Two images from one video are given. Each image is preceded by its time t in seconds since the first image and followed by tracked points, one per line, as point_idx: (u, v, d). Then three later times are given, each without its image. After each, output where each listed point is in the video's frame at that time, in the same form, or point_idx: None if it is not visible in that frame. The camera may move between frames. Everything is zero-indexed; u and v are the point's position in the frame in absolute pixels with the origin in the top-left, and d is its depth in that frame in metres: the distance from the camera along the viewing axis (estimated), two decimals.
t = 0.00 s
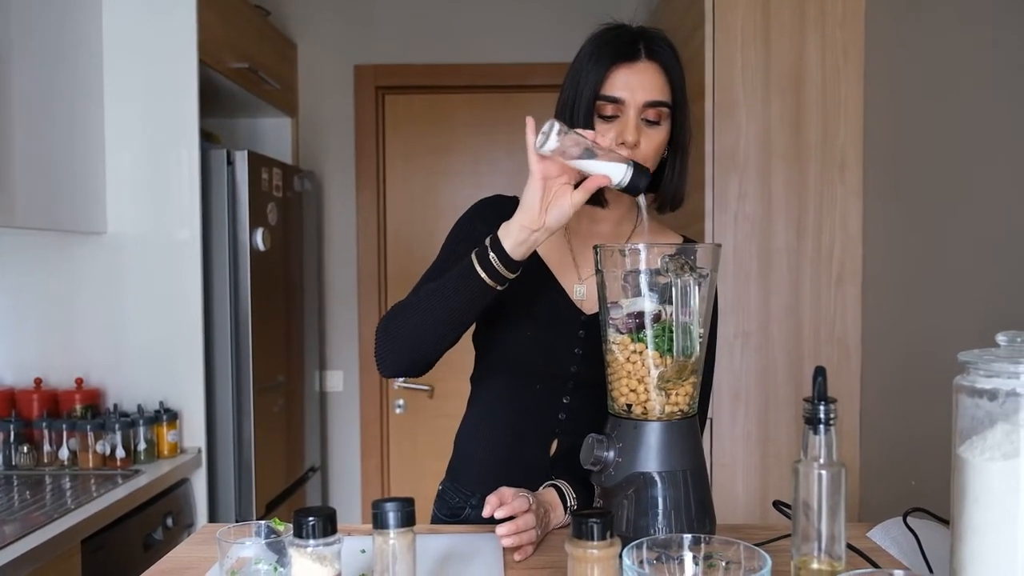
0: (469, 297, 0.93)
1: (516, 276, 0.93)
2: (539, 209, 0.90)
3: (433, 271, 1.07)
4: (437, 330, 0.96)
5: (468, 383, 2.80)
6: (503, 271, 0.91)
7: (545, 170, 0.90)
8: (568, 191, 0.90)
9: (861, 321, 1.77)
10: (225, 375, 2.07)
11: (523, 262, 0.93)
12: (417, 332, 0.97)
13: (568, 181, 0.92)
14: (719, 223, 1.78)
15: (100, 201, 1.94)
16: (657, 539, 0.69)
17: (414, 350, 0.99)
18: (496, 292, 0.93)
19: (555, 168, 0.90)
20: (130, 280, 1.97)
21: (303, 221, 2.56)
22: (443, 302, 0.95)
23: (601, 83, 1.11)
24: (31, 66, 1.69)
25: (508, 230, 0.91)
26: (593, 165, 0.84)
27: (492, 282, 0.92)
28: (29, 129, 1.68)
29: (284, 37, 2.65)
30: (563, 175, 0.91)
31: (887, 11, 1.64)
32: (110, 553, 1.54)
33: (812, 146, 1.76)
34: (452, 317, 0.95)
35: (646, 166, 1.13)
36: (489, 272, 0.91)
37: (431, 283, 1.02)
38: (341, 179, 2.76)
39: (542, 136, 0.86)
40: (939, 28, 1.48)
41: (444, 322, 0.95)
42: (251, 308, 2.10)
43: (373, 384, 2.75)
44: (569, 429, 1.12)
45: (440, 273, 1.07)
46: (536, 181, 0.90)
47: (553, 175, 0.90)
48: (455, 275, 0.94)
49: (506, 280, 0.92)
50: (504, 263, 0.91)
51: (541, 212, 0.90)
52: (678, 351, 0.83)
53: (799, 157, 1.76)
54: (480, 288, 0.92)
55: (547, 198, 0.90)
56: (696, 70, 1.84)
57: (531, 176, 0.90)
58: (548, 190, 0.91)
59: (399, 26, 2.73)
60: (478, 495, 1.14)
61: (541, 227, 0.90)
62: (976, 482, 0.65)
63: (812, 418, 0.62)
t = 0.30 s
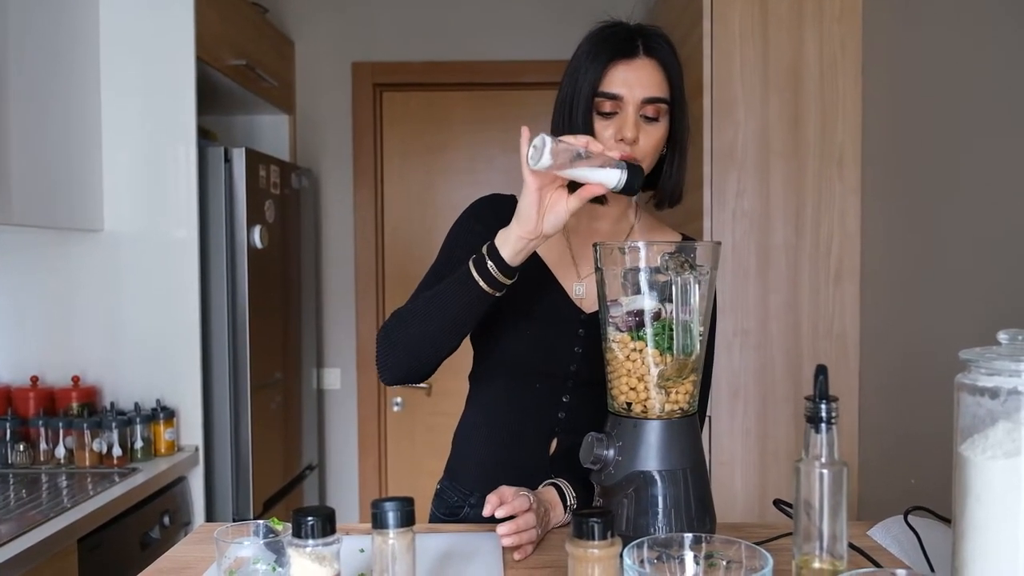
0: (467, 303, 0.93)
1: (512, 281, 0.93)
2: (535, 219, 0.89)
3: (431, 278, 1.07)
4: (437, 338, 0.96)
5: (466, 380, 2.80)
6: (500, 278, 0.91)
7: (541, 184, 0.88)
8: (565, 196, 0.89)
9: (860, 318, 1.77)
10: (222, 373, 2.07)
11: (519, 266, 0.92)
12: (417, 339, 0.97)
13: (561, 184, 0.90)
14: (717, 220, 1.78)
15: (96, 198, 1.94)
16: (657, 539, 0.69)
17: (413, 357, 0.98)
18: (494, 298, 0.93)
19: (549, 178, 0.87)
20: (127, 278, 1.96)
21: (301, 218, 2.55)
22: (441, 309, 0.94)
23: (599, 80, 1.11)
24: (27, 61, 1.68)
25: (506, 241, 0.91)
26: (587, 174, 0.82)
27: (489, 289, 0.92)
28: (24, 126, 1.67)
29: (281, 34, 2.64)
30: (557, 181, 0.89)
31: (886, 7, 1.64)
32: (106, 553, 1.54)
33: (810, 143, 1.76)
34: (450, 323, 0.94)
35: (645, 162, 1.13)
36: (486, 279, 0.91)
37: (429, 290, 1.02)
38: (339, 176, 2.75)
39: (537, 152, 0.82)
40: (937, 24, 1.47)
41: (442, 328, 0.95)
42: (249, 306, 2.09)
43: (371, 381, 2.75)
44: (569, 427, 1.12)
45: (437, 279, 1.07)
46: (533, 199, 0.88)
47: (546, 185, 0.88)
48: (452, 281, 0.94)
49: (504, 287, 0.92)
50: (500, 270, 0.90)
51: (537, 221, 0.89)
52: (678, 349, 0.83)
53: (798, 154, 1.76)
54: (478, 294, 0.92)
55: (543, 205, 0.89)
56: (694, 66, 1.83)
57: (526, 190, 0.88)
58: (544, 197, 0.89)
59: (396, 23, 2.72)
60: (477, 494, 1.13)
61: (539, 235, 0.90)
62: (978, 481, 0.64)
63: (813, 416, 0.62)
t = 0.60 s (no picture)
0: (465, 307, 0.92)
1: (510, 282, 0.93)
2: (533, 220, 0.88)
3: (431, 280, 1.07)
4: (438, 340, 0.95)
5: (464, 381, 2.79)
6: (498, 280, 0.91)
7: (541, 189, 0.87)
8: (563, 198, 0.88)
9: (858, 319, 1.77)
10: (220, 373, 2.06)
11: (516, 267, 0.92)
12: (415, 343, 0.97)
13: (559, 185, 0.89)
14: (716, 220, 1.78)
15: (94, 198, 1.93)
16: (658, 541, 0.68)
17: (413, 361, 0.98)
18: (491, 301, 0.93)
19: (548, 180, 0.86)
20: (125, 278, 1.96)
21: (298, 218, 2.54)
22: (440, 313, 0.94)
23: (595, 82, 1.11)
24: (25, 61, 1.68)
25: (503, 244, 0.90)
26: (587, 179, 0.80)
27: (487, 290, 0.91)
28: (22, 125, 1.66)
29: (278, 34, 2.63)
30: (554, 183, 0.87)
31: (884, 8, 1.64)
32: (104, 554, 1.53)
33: (809, 144, 1.76)
34: (450, 326, 0.94)
35: (643, 164, 1.13)
36: (484, 282, 0.91)
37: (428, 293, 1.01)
38: (337, 177, 2.74)
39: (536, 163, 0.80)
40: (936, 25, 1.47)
41: (441, 333, 0.95)
42: (247, 306, 2.09)
43: (368, 382, 2.74)
44: (568, 429, 1.11)
45: (437, 281, 1.06)
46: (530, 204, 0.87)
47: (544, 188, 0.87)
48: (450, 284, 0.93)
49: (501, 289, 0.92)
50: (498, 272, 0.90)
51: (535, 223, 0.89)
52: (678, 350, 0.83)
53: (797, 155, 1.76)
54: (477, 296, 0.92)
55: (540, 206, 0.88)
56: (692, 67, 1.83)
57: (523, 191, 0.87)
58: (541, 200, 0.88)
59: (394, 24, 2.72)
60: (475, 496, 1.13)
61: (536, 236, 0.90)
62: (980, 483, 0.64)
63: (815, 418, 0.62)
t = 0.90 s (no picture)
0: (461, 299, 0.92)
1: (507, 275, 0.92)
2: (527, 210, 0.89)
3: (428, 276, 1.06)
4: (436, 334, 0.95)
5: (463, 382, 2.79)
6: (493, 272, 0.90)
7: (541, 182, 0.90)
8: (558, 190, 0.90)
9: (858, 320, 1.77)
10: (220, 374, 2.06)
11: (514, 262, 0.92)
12: (414, 339, 0.97)
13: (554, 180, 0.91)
14: (716, 221, 1.78)
15: (94, 198, 1.93)
16: (658, 542, 0.68)
17: (412, 356, 0.98)
18: (489, 293, 0.93)
19: (543, 167, 0.89)
20: (124, 278, 1.96)
21: (298, 219, 2.54)
22: (436, 306, 0.94)
23: (589, 83, 1.11)
24: (25, 61, 1.68)
25: (499, 236, 0.90)
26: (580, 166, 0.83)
27: (482, 282, 0.91)
28: (22, 126, 1.66)
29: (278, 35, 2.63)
30: (550, 174, 0.90)
31: (884, 10, 1.64)
32: (104, 556, 1.53)
33: (808, 145, 1.75)
34: (447, 319, 0.94)
35: (640, 164, 1.12)
36: (479, 273, 0.91)
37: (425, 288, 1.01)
38: (337, 178, 2.74)
39: (529, 137, 0.86)
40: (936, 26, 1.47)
41: (439, 327, 0.94)
42: (246, 307, 2.08)
43: (368, 383, 2.74)
44: (568, 429, 1.11)
45: (434, 276, 1.06)
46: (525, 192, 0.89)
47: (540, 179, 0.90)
48: (446, 278, 0.93)
49: (498, 279, 0.91)
50: (493, 263, 0.90)
51: (529, 213, 0.90)
52: (678, 351, 0.83)
53: (796, 156, 1.76)
54: (472, 289, 0.92)
55: (536, 197, 0.90)
56: (692, 68, 1.83)
57: (519, 178, 0.89)
58: (537, 191, 0.90)
59: (394, 25, 2.72)
60: (475, 497, 1.13)
61: (532, 227, 0.90)
62: (981, 484, 0.64)
63: (815, 419, 0.62)
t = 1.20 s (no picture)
0: (465, 305, 0.92)
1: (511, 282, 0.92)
2: (530, 218, 0.89)
3: (432, 279, 1.06)
4: (439, 340, 0.95)
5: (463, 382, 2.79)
6: (497, 279, 0.90)
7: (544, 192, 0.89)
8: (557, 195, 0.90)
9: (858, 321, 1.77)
10: (220, 374, 2.06)
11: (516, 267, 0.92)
12: (416, 342, 0.96)
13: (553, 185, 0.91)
14: (716, 221, 1.78)
15: (94, 197, 1.93)
16: (658, 543, 0.68)
17: (413, 360, 0.98)
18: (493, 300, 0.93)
19: (542, 175, 0.89)
20: (124, 278, 1.96)
21: (298, 219, 2.54)
22: (440, 311, 0.94)
23: (588, 84, 1.11)
24: (26, 61, 1.68)
25: (503, 244, 0.90)
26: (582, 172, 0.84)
27: (486, 290, 0.91)
28: (22, 124, 1.66)
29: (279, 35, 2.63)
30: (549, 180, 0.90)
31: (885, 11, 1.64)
32: (103, 555, 1.53)
33: (809, 146, 1.75)
34: (451, 326, 0.94)
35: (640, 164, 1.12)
36: (484, 281, 0.91)
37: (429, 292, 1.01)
38: (337, 178, 2.74)
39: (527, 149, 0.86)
40: (936, 28, 1.47)
41: (441, 331, 0.94)
42: (246, 307, 2.08)
43: (368, 383, 2.74)
44: (568, 430, 1.12)
45: (438, 280, 1.06)
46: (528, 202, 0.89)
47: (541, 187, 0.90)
48: (450, 284, 0.93)
49: (502, 288, 0.91)
50: (498, 271, 0.90)
51: (532, 221, 0.89)
52: (678, 352, 0.83)
53: (797, 157, 1.76)
54: (477, 296, 0.92)
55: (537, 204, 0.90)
56: (693, 68, 1.83)
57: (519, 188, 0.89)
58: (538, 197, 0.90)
59: (395, 25, 2.72)
60: (475, 497, 1.13)
61: (534, 235, 0.90)
62: (981, 485, 0.64)
63: (815, 420, 0.62)
